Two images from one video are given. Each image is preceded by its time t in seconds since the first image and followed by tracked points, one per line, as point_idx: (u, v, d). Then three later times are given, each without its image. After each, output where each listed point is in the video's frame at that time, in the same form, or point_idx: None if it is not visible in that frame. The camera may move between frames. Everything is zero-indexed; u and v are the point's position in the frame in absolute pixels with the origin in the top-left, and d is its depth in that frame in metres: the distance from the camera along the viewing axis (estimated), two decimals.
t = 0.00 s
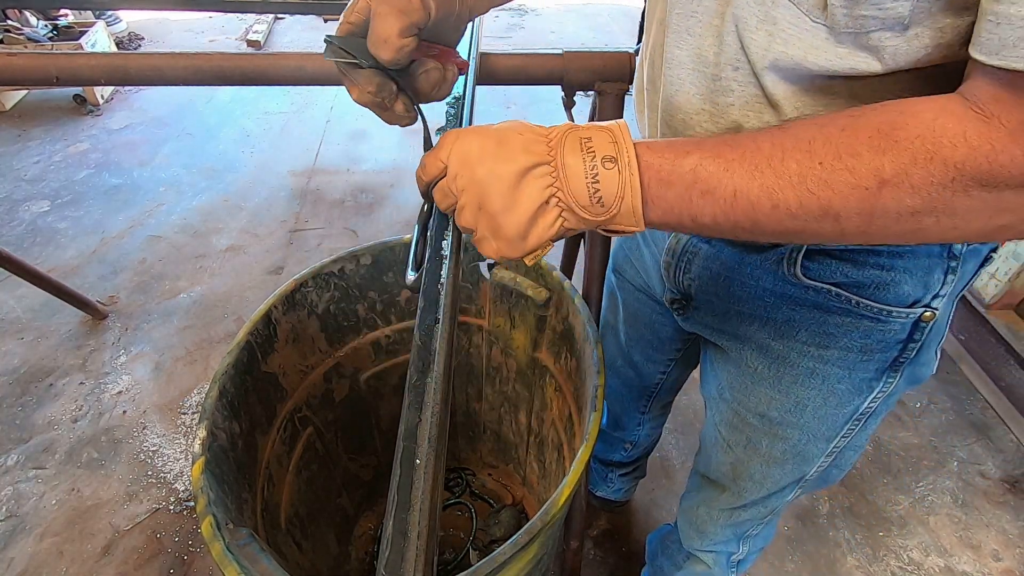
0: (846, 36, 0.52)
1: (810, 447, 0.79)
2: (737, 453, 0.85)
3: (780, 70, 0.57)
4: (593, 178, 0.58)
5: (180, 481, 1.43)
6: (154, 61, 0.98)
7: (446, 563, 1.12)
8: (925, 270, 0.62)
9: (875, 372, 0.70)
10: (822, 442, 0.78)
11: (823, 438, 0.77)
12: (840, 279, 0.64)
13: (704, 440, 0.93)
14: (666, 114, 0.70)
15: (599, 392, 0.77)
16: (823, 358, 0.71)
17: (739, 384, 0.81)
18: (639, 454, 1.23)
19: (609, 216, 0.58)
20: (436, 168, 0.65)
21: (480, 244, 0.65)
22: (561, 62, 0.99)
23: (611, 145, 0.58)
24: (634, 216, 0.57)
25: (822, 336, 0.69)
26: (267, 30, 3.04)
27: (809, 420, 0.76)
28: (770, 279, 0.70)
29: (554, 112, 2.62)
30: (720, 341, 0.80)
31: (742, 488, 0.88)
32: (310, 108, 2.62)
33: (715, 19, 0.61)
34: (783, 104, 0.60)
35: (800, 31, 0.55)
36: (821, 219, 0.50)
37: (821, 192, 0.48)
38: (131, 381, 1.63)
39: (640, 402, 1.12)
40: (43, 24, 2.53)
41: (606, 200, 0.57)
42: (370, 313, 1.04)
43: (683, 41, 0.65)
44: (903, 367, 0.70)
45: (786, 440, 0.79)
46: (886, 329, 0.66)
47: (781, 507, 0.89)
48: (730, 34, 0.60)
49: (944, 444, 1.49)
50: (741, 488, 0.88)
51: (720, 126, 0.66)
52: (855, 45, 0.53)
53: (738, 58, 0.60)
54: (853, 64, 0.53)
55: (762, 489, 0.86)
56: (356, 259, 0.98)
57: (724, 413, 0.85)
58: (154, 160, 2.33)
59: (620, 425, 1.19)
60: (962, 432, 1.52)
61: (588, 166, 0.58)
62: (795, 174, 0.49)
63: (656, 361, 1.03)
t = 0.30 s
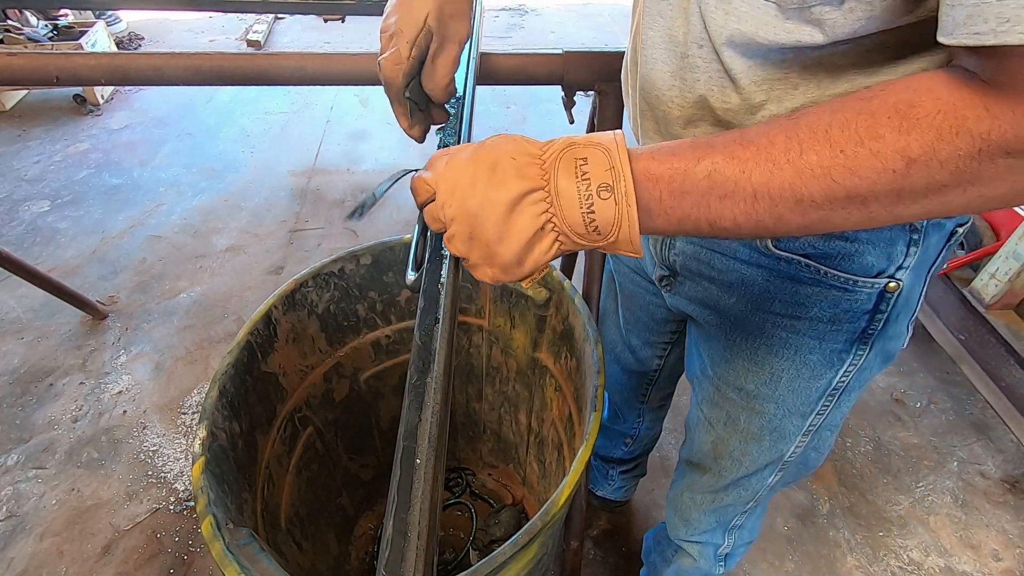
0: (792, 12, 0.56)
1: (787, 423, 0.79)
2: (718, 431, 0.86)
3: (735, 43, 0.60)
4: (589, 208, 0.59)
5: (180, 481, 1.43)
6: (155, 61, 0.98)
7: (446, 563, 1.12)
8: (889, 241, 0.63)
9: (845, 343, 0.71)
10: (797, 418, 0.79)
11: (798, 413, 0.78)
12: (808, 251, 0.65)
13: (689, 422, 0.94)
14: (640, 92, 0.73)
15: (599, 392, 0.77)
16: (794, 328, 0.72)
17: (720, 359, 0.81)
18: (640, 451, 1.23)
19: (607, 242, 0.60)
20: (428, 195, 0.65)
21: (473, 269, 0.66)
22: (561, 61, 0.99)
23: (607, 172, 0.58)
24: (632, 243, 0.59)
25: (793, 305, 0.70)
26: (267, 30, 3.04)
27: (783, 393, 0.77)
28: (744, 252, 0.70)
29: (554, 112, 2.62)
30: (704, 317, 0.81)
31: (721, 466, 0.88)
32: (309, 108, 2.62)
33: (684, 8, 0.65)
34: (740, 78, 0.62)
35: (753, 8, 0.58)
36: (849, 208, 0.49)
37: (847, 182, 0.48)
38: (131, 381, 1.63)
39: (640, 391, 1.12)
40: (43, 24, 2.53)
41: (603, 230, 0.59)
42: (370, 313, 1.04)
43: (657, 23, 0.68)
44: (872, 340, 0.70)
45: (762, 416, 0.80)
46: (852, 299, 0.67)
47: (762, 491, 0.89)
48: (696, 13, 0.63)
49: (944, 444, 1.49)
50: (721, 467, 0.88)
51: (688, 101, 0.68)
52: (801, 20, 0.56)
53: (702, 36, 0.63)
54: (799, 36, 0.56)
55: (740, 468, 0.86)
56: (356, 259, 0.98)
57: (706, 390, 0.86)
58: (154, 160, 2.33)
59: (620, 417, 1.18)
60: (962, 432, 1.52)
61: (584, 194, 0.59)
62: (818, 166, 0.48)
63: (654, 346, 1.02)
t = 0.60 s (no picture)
0: None
1: (773, 398, 0.79)
2: (706, 409, 0.85)
3: (721, 30, 0.63)
4: (531, 153, 0.57)
5: (180, 481, 1.43)
6: (155, 61, 0.98)
7: (446, 563, 1.12)
8: (866, 215, 0.66)
9: (827, 315, 0.72)
10: (784, 393, 0.79)
11: (784, 387, 0.78)
12: (794, 227, 0.68)
13: (679, 406, 0.94)
14: (632, 82, 0.73)
15: (599, 393, 0.76)
16: (780, 302, 0.73)
17: (709, 334, 0.81)
18: (639, 447, 1.22)
19: (551, 192, 0.58)
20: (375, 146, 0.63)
21: (420, 228, 0.63)
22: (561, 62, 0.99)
23: (551, 117, 0.56)
24: (577, 191, 0.57)
25: (779, 279, 0.71)
26: (267, 30, 3.04)
27: (770, 365, 0.77)
28: (733, 229, 0.72)
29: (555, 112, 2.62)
30: (693, 296, 0.81)
31: (710, 446, 0.87)
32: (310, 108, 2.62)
33: None
34: (726, 64, 0.64)
35: None
36: (790, 152, 0.49)
37: (789, 125, 0.47)
38: (131, 381, 1.63)
39: (638, 381, 1.11)
40: (43, 24, 2.53)
41: (547, 176, 0.57)
42: (370, 313, 1.04)
43: (646, 13, 0.69)
44: (853, 312, 0.71)
45: (751, 390, 0.80)
46: (833, 272, 0.68)
47: (751, 473, 0.88)
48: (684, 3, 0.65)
49: (944, 444, 1.49)
50: (710, 447, 0.87)
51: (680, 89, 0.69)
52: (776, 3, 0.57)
53: (690, 26, 0.66)
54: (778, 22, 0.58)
55: (729, 446, 0.86)
56: (356, 259, 0.98)
57: (696, 369, 0.86)
58: (154, 160, 2.33)
59: (620, 411, 1.18)
60: (962, 431, 1.52)
61: (527, 141, 0.57)
62: (764, 108, 0.48)
63: (649, 335, 1.03)
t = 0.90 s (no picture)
0: None
1: (771, 377, 0.79)
2: (705, 392, 0.85)
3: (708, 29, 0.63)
4: (580, 147, 0.57)
5: (180, 481, 1.43)
6: (155, 61, 0.98)
7: (447, 563, 1.12)
8: (852, 195, 0.66)
9: (819, 293, 0.72)
10: (781, 372, 0.79)
11: (781, 366, 0.78)
12: (784, 212, 0.68)
13: (676, 394, 0.94)
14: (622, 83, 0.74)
15: (599, 393, 0.76)
16: (774, 283, 0.73)
17: (705, 318, 0.81)
18: (638, 443, 1.22)
19: (595, 186, 0.58)
20: (414, 127, 0.62)
21: (452, 215, 0.62)
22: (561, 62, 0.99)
23: (600, 113, 0.57)
24: (621, 186, 0.57)
25: (772, 260, 0.72)
26: (267, 30, 3.04)
27: (766, 346, 0.77)
28: (726, 217, 0.72)
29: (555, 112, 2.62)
30: (688, 284, 0.81)
31: (710, 428, 0.87)
32: (310, 108, 2.62)
33: None
34: (715, 61, 0.64)
35: None
36: (821, 134, 0.50)
37: (820, 107, 0.49)
38: (131, 381, 1.63)
39: (635, 376, 1.11)
40: (43, 24, 2.53)
41: (594, 170, 0.57)
42: (370, 313, 1.04)
43: (631, 15, 0.69)
44: (843, 289, 0.72)
45: (748, 370, 0.80)
46: (823, 251, 0.69)
47: (751, 454, 0.88)
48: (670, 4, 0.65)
49: (944, 444, 1.50)
50: (710, 429, 0.87)
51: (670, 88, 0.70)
52: None
53: (676, 26, 0.66)
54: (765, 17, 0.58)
55: (729, 428, 0.85)
56: (356, 259, 0.98)
57: (694, 354, 0.86)
58: (154, 160, 2.33)
59: (618, 408, 1.17)
60: (962, 431, 1.52)
61: (576, 135, 0.57)
62: (797, 93, 0.49)
63: (644, 327, 1.03)
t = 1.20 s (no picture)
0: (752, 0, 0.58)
1: (773, 365, 0.79)
2: (708, 383, 0.85)
3: (707, 42, 0.63)
4: (651, 114, 0.61)
5: (180, 481, 1.43)
6: (155, 61, 0.98)
7: (447, 563, 1.11)
8: (847, 185, 0.68)
9: (818, 281, 0.73)
10: (783, 360, 0.79)
11: (783, 354, 0.78)
12: (782, 206, 0.69)
13: (678, 388, 0.93)
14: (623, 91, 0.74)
15: (599, 393, 0.76)
16: (774, 275, 0.73)
17: (706, 310, 0.81)
18: (638, 442, 1.22)
19: (655, 151, 0.62)
20: (515, 70, 0.64)
21: (529, 150, 0.65)
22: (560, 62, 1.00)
23: (673, 90, 0.61)
24: (679, 153, 0.62)
25: (771, 252, 0.72)
26: (267, 30, 3.04)
27: (769, 335, 0.77)
28: (724, 214, 0.73)
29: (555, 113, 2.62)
30: (689, 279, 0.82)
31: (714, 418, 0.86)
32: (310, 108, 2.62)
33: None
34: (712, 67, 0.65)
35: (714, 6, 0.60)
36: (852, 114, 0.54)
37: (848, 91, 0.53)
38: (132, 381, 1.63)
39: (635, 373, 1.11)
40: (43, 24, 2.53)
41: (659, 136, 0.61)
42: (370, 313, 1.04)
43: (626, 29, 0.69)
44: (841, 276, 0.73)
45: (751, 360, 0.79)
46: (821, 241, 0.70)
47: (755, 443, 0.88)
48: (661, 16, 0.66)
49: (944, 444, 1.50)
50: (714, 420, 0.86)
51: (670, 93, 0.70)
52: (763, 4, 0.58)
53: (670, 37, 0.66)
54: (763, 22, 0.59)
55: (733, 417, 0.85)
56: (356, 259, 0.98)
57: (695, 347, 0.85)
58: (154, 160, 2.33)
59: (617, 406, 1.17)
60: (962, 431, 1.52)
61: (649, 104, 0.61)
62: (826, 78, 0.54)
63: (641, 322, 1.03)
